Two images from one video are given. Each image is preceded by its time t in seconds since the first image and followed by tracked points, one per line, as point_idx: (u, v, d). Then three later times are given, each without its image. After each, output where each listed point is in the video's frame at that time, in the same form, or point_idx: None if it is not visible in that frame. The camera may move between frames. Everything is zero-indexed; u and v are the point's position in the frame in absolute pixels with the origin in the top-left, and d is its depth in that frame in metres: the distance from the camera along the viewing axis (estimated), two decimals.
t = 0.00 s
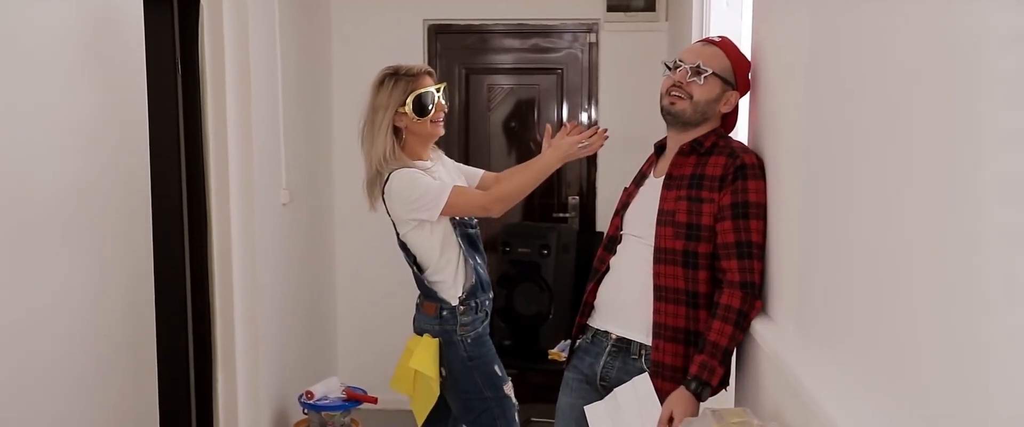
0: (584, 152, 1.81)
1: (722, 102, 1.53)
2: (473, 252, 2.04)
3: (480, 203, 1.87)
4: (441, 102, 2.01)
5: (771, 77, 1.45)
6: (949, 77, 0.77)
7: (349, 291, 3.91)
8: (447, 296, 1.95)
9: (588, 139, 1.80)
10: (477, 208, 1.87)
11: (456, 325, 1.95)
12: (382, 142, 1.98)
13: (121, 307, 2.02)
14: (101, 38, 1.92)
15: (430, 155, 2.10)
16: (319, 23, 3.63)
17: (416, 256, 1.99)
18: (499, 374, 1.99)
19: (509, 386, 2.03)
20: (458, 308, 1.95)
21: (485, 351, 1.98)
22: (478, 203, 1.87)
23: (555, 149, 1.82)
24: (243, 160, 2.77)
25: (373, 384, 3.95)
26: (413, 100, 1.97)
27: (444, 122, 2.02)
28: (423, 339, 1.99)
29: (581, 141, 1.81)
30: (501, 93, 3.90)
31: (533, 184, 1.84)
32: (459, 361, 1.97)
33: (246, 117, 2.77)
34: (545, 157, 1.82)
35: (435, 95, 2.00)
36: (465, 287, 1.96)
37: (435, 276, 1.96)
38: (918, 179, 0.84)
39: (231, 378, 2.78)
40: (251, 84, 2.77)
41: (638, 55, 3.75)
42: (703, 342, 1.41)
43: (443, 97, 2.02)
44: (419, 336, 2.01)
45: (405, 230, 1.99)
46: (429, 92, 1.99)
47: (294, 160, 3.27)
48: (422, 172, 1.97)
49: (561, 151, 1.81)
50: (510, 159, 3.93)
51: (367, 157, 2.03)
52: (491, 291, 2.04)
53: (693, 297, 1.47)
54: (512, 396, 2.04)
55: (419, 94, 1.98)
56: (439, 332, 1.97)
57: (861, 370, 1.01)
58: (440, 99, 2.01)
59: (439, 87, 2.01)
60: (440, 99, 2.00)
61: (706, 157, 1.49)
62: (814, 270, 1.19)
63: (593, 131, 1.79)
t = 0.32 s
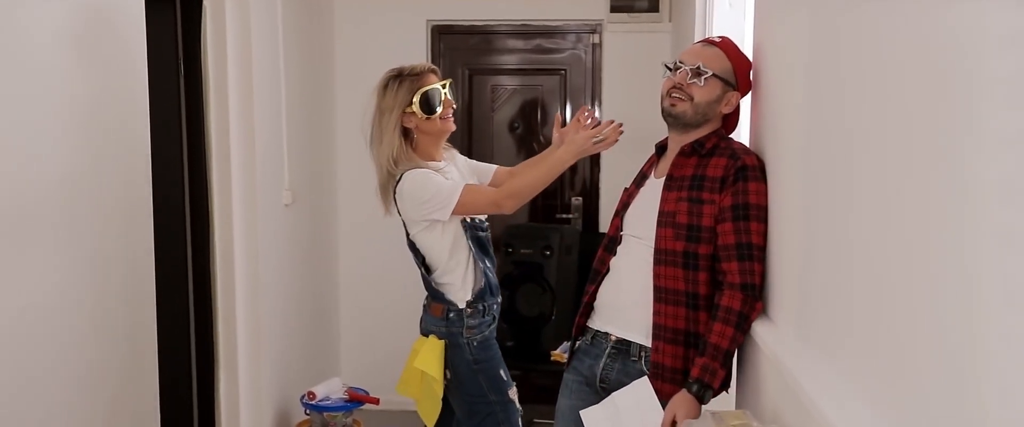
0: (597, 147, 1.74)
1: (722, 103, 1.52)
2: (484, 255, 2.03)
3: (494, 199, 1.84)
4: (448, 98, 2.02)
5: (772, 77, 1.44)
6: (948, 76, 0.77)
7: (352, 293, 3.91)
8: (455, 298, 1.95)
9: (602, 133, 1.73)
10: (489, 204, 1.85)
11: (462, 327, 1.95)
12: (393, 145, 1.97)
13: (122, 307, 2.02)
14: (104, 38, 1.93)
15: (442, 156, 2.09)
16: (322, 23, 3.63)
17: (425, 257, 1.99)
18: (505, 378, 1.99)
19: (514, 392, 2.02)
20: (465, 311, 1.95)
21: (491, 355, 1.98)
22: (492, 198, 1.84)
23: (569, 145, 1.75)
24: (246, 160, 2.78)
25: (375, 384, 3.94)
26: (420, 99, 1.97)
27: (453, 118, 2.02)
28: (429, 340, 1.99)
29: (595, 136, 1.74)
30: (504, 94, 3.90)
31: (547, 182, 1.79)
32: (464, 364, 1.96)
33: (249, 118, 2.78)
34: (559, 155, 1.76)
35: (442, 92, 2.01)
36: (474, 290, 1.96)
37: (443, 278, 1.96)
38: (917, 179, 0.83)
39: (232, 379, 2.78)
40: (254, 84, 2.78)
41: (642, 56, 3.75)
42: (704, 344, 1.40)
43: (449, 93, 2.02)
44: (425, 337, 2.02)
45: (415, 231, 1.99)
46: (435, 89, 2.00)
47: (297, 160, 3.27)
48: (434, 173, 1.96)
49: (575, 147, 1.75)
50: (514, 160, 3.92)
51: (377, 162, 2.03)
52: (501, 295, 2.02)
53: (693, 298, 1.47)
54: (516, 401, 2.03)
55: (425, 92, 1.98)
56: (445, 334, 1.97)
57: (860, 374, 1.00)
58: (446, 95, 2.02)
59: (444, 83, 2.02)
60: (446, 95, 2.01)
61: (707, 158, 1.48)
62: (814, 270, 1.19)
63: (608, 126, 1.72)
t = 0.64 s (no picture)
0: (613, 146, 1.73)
1: (723, 104, 1.52)
2: (497, 261, 1.99)
3: (509, 198, 1.81)
4: (459, 100, 2.00)
5: (773, 78, 1.44)
6: (945, 77, 0.76)
7: (355, 294, 3.91)
8: (463, 305, 1.91)
9: (621, 130, 1.72)
10: (503, 204, 1.82)
11: (469, 335, 1.91)
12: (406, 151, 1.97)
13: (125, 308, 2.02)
14: (113, 38, 1.93)
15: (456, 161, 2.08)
16: (326, 25, 3.64)
17: (436, 261, 1.96)
18: (511, 389, 1.94)
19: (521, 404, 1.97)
20: (472, 318, 1.91)
21: (499, 364, 1.92)
22: (507, 197, 1.81)
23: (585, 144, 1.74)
24: (249, 162, 2.78)
25: (378, 386, 3.94)
26: (431, 102, 1.95)
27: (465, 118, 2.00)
28: (435, 346, 1.95)
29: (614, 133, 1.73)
30: (509, 96, 3.90)
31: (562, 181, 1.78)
32: (470, 372, 1.92)
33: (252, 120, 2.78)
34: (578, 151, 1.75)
35: (452, 93, 1.99)
36: (483, 297, 1.91)
37: (452, 284, 1.93)
38: (915, 181, 0.82)
39: (234, 380, 2.78)
40: (256, 85, 2.77)
41: (646, 58, 3.74)
42: (705, 347, 1.40)
43: (459, 95, 2.01)
44: (432, 343, 1.98)
45: (427, 235, 1.95)
46: (445, 91, 1.98)
47: (300, 161, 3.28)
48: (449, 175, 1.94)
49: (594, 144, 1.74)
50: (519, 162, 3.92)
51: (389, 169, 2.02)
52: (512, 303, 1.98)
53: (694, 301, 1.46)
54: (523, 414, 1.97)
55: (435, 94, 1.97)
56: (453, 341, 1.93)
57: (860, 378, 1.00)
58: (457, 97, 2.00)
59: (454, 84, 2.00)
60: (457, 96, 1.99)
61: (709, 160, 1.47)
62: (813, 272, 1.18)
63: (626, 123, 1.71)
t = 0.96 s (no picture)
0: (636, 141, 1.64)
1: (724, 105, 1.51)
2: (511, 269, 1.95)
3: (527, 198, 1.78)
4: (474, 102, 1.99)
5: (775, 79, 1.43)
6: (942, 76, 0.76)
7: (358, 295, 3.91)
8: (474, 312, 1.89)
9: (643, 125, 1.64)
10: (522, 204, 1.79)
11: (479, 343, 1.89)
12: (419, 154, 1.96)
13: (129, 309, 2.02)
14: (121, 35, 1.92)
15: (473, 165, 2.06)
16: (329, 26, 3.64)
17: (449, 266, 1.93)
18: (522, 398, 1.91)
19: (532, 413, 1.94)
20: (483, 326, 1.88)
21: (509, 373, 1.91)
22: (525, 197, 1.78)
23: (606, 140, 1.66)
24: (252, 163, 2.79)
25: (380, 388, 3.94)
26: (445, 104, 1.94)
27: (480, 120, 1.99)
28: (445, 353, 1.93)
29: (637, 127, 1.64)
30: (512, 97, 3.90)
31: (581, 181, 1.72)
32: (480, 381, 1.90)
33: (255, 120, 2.78)
34: (599, 149, 1.67)
35: (466, 95, 1.97)
36: (494, 305, 1.89)
37: (464, 290, 1.90)
38: (911, 182, 0.82)
39: (236, 380, 2.79)
40: (259, 86, 2.78)
41: (650, 59, 3.73)
42: (707, 349, 1.39)
43: (474, 97, 1.99)
44: (443, 350, 1.95)
45: (441, 240, 1.91)
46: (459, 93, 1.96)
47: (303, 162, 3.28)
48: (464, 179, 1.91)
49: (615, 141, 1.65)
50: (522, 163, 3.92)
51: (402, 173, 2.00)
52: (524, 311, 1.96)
53: (695, 303, 1.46)
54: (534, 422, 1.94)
55: (449, 97, 1.95)
56: (462, 348, 1.91)
57: (860, 381, 0.99)
58: (472, 99, 1.98)
59: (468, 86, 1.99)
60: (472, 99, 1.98)
61: (710, 162, 1.46)
62: (814, 271, 1.17)
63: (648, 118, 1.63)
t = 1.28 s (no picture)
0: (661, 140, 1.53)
1: (722, 106, 1.50)
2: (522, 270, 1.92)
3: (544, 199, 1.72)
4: (489, 100, 1.95)
5: (776, 79, 1.42)
6: (939, 78, 0.75)
7: (359, 296, 3.91)
8: (486, 315, 1.85)
9: (666, 122, 1.51)
10: (539, 204, 1.73)
11: (492, 347, 1.85)
12: (434, 153, 1.91)
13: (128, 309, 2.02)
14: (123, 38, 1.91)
15: (487, 165, 2.02)
16: (331, 27, 3.64)
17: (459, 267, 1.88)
18: (532, 404, 1.90)
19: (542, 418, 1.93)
20: (495, 329, 1.84)
21: (521, 379, 1.88)
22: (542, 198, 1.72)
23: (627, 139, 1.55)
24: (252, 163, 2.78)
25: (381, 389, 3.94)
26: (459, 102, 1.90)
27: (495, 119, 1.95)
28: (457, 357, 1.89)
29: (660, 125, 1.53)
30: (515, 99, 3.89)
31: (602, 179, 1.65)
32: (492, 385, 1.87)
33: (256, 121, 2.78)
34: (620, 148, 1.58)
35: (481, 93, 1.94)
36: (507, 309, 1.85)
37: (476, 292, 1.85)
38: (908, 184, 0.82)
39: (236, 380, 2.78)
40: (260, 86, 2.78)
41: (652, 61, 3.73)
42: (707, 352, 1.38)
43: (488, 95, 1.96)
44: (454, 354, 1.91)
45: (452, 240, 1.87)
46: (473, 91, 1.93)
47: (304, 163, 3.27)
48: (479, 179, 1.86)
49: (635, 140, 1.54)
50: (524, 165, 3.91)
51: (417, 174, 1.96)
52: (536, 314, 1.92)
53: (694, 306, 1.45)
54: None
55: (463, 94, 1.92)
56: (474, 352, 1.87)
57: (858, 385, 0.98)
58: (487, 98, 1.95)
59: (482, 85, 1.96)
60: (486, 97, 1.94)
61: (710, 165, 1.46)
62: (814, 273, 1.17)
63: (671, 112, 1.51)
